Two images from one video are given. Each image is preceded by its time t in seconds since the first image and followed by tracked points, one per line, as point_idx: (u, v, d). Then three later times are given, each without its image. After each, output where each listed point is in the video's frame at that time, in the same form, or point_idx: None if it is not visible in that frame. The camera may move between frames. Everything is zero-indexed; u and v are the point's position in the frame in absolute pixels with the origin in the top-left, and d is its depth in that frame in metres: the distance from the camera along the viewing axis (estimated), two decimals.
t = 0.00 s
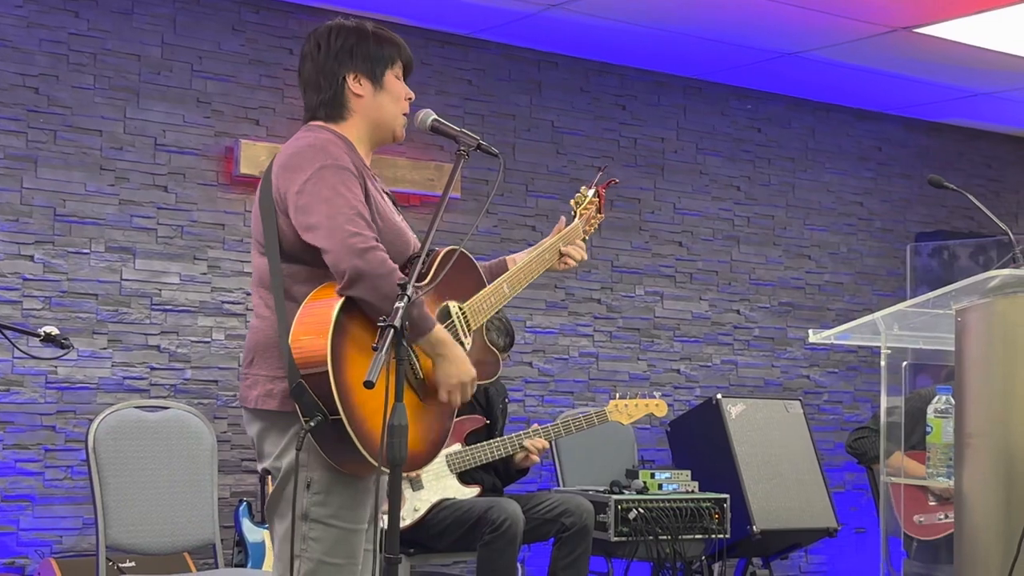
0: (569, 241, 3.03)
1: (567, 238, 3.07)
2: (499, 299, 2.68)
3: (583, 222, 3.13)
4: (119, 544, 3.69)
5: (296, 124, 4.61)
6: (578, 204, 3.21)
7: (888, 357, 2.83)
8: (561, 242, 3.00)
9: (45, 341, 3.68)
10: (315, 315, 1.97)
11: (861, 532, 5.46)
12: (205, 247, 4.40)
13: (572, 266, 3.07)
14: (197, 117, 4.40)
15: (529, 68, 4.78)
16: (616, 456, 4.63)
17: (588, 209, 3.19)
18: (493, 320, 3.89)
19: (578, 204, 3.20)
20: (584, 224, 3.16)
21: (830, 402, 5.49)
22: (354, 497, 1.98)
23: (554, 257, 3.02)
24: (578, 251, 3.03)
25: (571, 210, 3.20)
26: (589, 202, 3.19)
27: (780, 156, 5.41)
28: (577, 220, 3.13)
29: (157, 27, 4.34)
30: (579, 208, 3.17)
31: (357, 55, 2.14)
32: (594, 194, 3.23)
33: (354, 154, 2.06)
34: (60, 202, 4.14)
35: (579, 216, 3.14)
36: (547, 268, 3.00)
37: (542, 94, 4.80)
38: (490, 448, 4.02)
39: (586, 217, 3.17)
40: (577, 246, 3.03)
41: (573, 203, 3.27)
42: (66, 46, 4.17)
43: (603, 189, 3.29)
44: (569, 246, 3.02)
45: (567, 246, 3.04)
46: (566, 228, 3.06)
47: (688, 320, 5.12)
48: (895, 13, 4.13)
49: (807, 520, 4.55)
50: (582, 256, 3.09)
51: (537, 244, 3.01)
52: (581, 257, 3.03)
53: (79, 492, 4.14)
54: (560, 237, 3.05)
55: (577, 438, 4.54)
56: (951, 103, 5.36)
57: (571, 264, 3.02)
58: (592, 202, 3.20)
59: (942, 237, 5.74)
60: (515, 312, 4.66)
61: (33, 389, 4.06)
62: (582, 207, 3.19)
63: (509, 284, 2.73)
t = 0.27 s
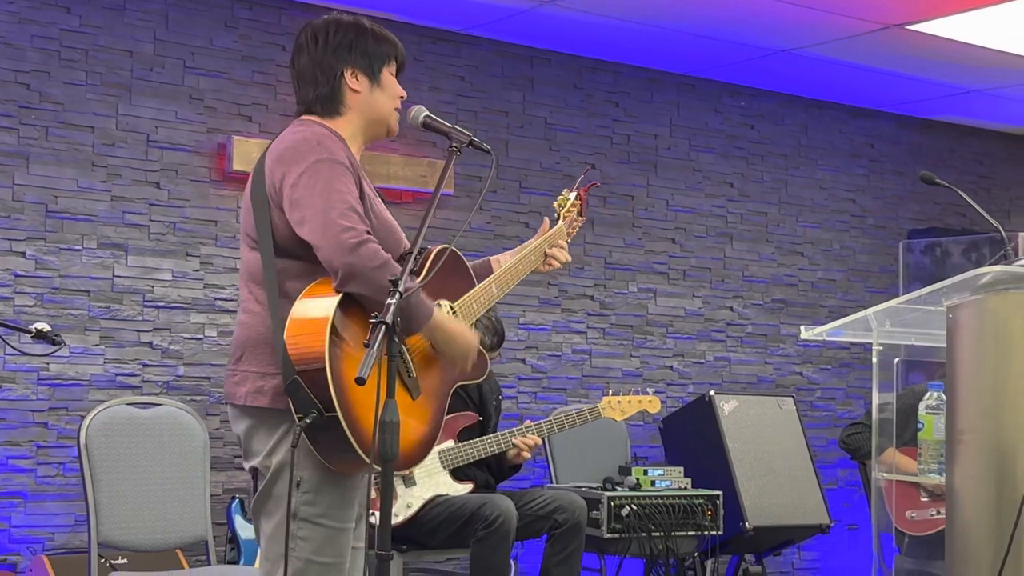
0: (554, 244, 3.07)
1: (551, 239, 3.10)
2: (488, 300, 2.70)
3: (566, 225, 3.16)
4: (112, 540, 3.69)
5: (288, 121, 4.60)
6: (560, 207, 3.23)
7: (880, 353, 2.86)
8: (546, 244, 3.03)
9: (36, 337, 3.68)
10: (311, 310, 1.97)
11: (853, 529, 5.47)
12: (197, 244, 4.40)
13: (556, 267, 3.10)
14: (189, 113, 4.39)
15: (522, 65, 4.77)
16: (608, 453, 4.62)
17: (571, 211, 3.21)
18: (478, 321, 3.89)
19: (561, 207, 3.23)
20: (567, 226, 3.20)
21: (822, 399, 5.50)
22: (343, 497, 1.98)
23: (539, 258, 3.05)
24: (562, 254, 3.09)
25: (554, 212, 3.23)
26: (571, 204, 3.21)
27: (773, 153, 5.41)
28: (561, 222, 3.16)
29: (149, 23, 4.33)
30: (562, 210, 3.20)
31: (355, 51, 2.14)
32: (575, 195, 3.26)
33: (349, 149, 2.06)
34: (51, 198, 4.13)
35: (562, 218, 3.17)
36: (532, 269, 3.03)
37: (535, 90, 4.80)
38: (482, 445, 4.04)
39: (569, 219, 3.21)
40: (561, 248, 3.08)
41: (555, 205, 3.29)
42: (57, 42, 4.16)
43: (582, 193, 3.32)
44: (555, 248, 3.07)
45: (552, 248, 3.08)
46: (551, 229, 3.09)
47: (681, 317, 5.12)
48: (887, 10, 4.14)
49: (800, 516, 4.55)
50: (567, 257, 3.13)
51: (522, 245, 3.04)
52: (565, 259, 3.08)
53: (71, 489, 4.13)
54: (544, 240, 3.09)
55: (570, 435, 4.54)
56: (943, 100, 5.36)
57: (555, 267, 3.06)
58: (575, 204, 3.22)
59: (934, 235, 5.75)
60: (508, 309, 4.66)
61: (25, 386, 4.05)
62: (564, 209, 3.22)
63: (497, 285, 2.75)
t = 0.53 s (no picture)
0: (538, 241, 3.05)
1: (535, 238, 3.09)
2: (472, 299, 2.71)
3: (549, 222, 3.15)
4: (100, 536, 3.69)
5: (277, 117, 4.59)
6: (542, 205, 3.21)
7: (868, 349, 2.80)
8: (529, 242, 3.02)
9: (24, 333, 3.67)
10: (303, 304, 1.96)
11: (842, 525, 5.48)
12: (187, 240, 4.39)
13: (541, 265, 3.09)
14: (178, 109, 4.38)
15: (512, 61, 4.77)
16: (598, 449, 4.62)
17: (553, 209, 3.20)
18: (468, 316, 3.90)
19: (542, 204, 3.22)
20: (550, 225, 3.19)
21: (812, 395, 5.51)
22: (332, 495, 1.97)
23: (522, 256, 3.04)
24: (546, 250, 3.06)
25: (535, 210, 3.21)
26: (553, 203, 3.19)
27: (763, 150, 5.41)
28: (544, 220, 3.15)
29: (138, 19, 4.32)
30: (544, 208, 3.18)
31: (342, 47, 2.13)
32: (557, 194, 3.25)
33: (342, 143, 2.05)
34: (40, 194, 4.12)
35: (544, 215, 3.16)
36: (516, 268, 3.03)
37: (525, 86, 4.80)
38: (470, 441, 4.07)
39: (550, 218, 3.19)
40: (545, 246, 3.06)
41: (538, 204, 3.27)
42: (46, 37, 4.15)
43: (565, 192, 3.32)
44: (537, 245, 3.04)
45: (535, 246, 3.07)
46: (534, 227, 3.08)
47: (671, 313, 5.13)
48: (876, 6, 4.14)
49: (790, 512, 4.54)
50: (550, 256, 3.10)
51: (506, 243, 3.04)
52: (549, 256, 3.06)
53: (60, 485, 4.13)
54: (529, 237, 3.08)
55: (560, 430, 4.54)
56: (934, 97, 5.37)
57: (540, 264, 3.04)
58: (557, 202, 3.21)
59: (924, 231, 5.75)
60: (498, 306, 4.66)
61: (13, 382, 4.05)
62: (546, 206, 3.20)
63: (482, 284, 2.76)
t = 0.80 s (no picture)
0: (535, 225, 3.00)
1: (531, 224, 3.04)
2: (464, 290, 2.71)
3: (543, 210, 3.09)
4: (89, 534, 3.68)
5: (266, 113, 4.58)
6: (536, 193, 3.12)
7: (856, 345, 2.83)
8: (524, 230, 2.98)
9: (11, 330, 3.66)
10: (292, 302, 1.96)
11: (831, 521, 5.49)
12: (175, 236, 4.38)
13: (540, 251, 3.04)
14: (166, 105, 4.37)
15: (500, 57, 4.77)
16: (586, 446, 4.63)
17: (547, 198, 3.12)
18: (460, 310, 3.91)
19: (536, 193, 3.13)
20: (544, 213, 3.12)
21: (800, 391, 5.52)
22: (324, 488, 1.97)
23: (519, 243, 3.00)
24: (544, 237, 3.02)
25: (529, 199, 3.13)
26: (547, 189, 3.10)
27: (752, 146, 5.42)
28: (538, 208, 3.08)
29: (126, 15, 4.31)
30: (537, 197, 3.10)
31: (326, 46, 2.12)
32: (551, 181, 3.18)
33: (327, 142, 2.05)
34: (27, 190, 4.11)
35: (537, 204, 3.10)
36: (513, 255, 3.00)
37: (514, 83, 4.79)
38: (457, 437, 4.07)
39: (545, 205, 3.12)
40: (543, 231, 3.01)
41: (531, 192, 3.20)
42: (33, 33, 4.14)
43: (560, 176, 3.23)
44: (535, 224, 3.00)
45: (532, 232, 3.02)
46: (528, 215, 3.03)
47: (659, 310, 5.13)
48: (863, 4, 4.14)
49: (778, 508, 4.55)
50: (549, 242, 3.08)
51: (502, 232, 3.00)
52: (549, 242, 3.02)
53: (48, 482, 4.12)
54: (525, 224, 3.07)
55: (548, 427, 4.54)
56: (922, 94, 5.38)
57: (541, 249, 3.00)
58: (550, 190, 3.13)
59: (912, 228, 5.77)
60: (487, 302, 4.66)
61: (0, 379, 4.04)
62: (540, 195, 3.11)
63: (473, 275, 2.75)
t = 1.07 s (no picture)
0: (532, 220, 2.97)
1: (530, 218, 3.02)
2: (457, 286, 2.71)
3: (543, 205, 3.07)
4: (77, 531, 3.67)
5: (256, 109, 4.57)
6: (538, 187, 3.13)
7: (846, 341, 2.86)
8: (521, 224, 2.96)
9: None
10: (273, 300, 1.96)
11: (820, 517, 5.50)
12: (164, 233, 4.37)
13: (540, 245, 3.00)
14: (155, 101, 4.36)
15: (490, 54, 4.76)
16: (576, 443, 4.63)
17: (549, 191, 3.11)
18: (453, 306, 3.91)
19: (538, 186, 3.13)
20: (544, 207, 3.10)
21: (790, 388, 5.52)
22: (313, 482, 1.96)
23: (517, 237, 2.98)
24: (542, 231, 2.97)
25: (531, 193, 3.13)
26: (549, 184, 3.11)
27: (742, 143, 5.42)
28: (537, 202, 3.07)
29: (115, 10, 4.29)
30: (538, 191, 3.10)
31: (309, 44, 2.11)
32: (553, 176, 3.15)
33: (312, 140, 2.05)
34: (15, 186, 4.09)
35: (537, 198, 3.07)
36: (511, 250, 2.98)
37: (504, 79, 4.79)
38: (446, 435, 4.08)
39: (546, 200, 3.11)
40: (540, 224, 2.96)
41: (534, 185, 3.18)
42: (21, 29, 4.12)
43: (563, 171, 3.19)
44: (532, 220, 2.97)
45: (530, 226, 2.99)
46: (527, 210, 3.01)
47: (650, 307, 5.13)
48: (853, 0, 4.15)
49: (768, 505, 4.55)
50: (547, 236, 3.01)
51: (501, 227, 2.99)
52: (545, 238, 2.97)
53: (37, 480, 4.11)
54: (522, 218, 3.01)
55: (539, 423, 4.54)
56: (912, 91, 5.39)
57: (538, 245, 2.96)
58: (553, 184, 3.12)
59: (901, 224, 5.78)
60: (478, 299, 4.66)
61: None
62: (541, 189, 3.11)
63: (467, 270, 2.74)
